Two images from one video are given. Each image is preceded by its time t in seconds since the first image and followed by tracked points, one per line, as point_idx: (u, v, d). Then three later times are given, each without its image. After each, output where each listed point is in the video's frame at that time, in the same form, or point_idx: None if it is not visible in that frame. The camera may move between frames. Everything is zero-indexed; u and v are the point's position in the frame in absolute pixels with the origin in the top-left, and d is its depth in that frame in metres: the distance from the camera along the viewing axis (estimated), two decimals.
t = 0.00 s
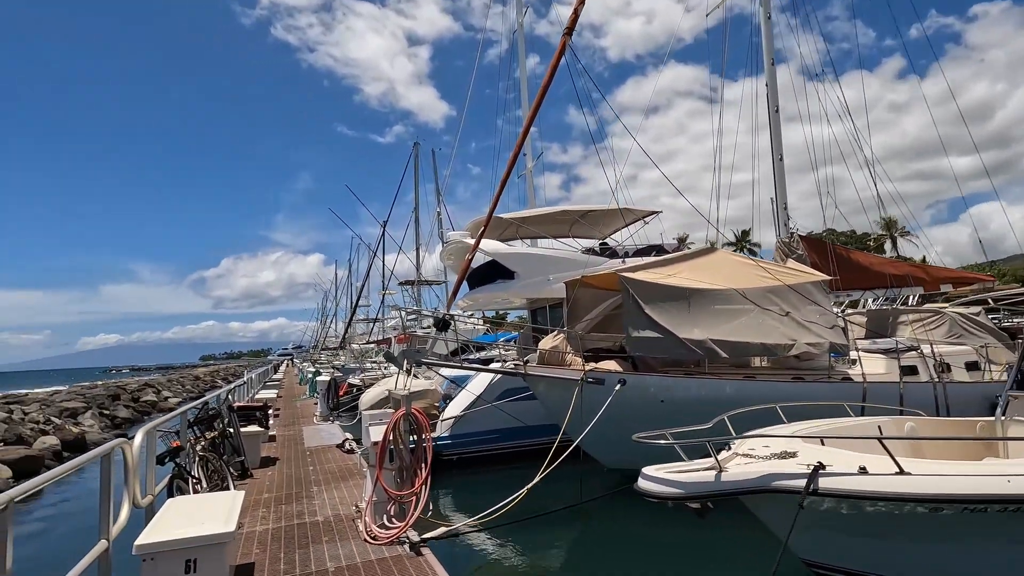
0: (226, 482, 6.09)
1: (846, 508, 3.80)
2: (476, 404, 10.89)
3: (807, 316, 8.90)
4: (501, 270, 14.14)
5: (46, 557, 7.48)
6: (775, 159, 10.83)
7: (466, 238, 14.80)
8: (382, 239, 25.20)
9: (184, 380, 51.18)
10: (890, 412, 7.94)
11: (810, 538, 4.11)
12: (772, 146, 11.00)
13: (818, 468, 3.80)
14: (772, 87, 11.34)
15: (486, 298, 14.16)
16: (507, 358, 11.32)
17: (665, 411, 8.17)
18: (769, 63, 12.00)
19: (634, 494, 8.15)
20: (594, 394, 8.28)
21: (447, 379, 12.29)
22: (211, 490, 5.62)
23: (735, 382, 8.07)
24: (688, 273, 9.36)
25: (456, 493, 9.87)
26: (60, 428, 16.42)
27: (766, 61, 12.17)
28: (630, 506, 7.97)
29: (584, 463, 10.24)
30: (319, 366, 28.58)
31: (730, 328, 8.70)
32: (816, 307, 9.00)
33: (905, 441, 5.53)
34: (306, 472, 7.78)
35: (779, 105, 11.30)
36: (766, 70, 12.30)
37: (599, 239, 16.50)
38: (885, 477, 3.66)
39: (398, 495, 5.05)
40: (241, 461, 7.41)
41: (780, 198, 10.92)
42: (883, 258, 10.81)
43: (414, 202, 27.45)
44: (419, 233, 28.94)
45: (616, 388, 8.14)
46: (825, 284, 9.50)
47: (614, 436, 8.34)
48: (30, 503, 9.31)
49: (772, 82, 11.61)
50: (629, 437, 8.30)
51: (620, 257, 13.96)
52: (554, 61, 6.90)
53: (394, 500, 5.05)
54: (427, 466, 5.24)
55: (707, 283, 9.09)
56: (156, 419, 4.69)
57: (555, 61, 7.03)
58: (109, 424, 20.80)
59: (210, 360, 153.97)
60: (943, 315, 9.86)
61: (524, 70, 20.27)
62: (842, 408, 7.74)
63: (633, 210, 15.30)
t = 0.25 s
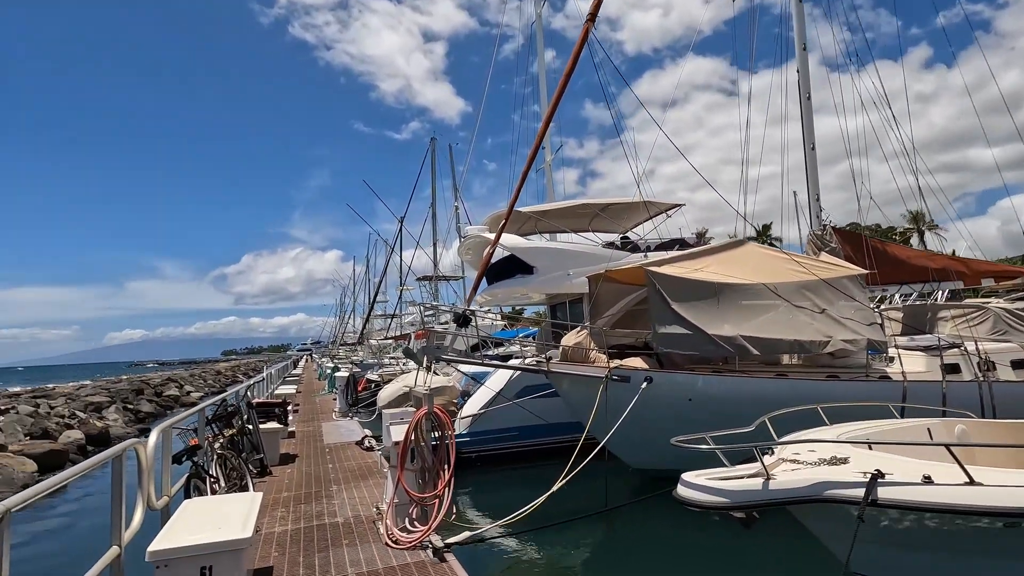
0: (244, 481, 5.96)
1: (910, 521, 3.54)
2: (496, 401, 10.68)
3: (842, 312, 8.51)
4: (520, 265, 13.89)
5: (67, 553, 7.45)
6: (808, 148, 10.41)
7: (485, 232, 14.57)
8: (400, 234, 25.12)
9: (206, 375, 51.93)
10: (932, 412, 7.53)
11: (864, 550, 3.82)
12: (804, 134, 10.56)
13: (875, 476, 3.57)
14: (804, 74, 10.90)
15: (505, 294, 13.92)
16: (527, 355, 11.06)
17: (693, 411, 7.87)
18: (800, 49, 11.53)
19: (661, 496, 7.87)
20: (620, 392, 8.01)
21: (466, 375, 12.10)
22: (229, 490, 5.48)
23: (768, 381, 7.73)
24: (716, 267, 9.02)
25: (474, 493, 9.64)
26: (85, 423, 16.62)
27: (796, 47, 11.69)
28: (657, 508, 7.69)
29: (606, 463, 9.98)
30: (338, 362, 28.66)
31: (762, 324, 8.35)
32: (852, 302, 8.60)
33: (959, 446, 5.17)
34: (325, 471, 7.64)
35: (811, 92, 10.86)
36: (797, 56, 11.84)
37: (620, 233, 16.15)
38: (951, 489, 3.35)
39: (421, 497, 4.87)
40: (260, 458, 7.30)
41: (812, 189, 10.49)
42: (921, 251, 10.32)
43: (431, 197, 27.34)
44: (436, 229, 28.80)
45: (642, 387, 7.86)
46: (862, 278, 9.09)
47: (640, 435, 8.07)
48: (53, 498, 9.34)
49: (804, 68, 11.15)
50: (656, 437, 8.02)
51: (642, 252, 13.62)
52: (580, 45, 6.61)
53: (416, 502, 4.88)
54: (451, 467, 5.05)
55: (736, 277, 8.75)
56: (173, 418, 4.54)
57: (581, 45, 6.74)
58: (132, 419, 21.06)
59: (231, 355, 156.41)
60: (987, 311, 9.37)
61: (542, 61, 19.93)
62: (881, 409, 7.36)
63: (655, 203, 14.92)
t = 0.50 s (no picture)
0: (257, 481, 5.81)
1: (972, 536, 3.30)
2: (511, 400, 10.48)
3: (872, 308, 8.20)
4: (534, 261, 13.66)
5: (80, 552, 7.38)
6: (834, 139, 10.06)
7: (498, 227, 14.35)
8: (412, 231, 24.98)
9: (219, 371, 52.31)
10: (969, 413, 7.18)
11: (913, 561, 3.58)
12: (830, 124, 10.21)
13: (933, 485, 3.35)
14: (830, 62, 10.54)
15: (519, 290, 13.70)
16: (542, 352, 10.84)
17: (717, 411, 7.61)
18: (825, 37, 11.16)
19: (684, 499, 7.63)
20: (640, 391, 7.78)
21: (480, 373, 11.91)
22: (242, 491, 5.33)
23: (794, 380, 7.45)
24: (739, 262, 8.74)
25: (489, 493, 9.44)
26: (100, 419, 16.67)
27: (821, 35, 11.32)
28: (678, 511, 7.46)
29: (624, 463, 9.73)
30: (350, 359, 28.61)
31: (788, 321, 8.06)
32: (882, 298, 8.28)
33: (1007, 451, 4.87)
34: (339, 470, 7.48)
35: (837, 81, 10.50)
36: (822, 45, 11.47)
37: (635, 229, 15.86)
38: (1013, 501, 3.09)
39: (440, 501, 4.68)
40: (273, 457, 7.17)
41: (838, 182, 10.15)
42: (951, 246, 9.95)
43: (443, 194, 27.15)
44: (448, 225, 28.62)
45: (664, 385, 7.63)
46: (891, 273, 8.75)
47: (661, 436, 7.83)
48: (67, 495, 9.29)
49: (829, 56, 10.79)
50: (678, 437, 7.78)
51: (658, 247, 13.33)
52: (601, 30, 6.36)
53: (435, 506, 4.69)
54: (471, 469, 4.86)
55: (761, 273, 8.46)
56: (185, 416, 4.39)
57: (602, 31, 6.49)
58: (147, 415, 21.15)
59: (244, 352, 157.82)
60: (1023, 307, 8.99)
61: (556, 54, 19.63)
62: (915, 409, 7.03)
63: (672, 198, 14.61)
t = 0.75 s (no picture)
0: (270, 480, 5.67)
1: None
2: (526, 396, 10.30)
3: (903, 303, 7.88)
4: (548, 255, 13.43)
5: (94, 547, 7.33)
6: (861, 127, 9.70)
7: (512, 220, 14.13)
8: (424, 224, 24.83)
9: (233, 364, 52.75)
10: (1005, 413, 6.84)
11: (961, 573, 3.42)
12: (857, 111, 9.84)
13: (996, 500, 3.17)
14: (857, 48, 10.16)
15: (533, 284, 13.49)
16: (558, 348, 10.62)
17: (741, 409, 7.37)
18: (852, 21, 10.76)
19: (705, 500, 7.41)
20: (661, 388, 7.56)
21: (494, 368, 11.73)
22: (255, 491, 5.20)
23: (822, 378, 7.18)
24: (763, 255, 8.45)
25: (504, 490, 9.29)
26: (115, 412, 16.75)
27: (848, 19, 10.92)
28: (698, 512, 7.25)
29: (641, 461, 9.51)
30: (362, 353, 28.57)
31: (814, 317, 7.77)
32: (913, 293, 7.96)
33: None
34: (353, 467, 7.34)
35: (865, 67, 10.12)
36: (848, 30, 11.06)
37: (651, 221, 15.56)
38: None
39: (458, 504, 4.51)
40: (287, 454, 7.05)
41: (866, 172, 9.79)
42: (983, 238, 9.58)
43: (455, 187, 26.91)
44: (460, 219, 28.42)
45: (685, 382, 7.40)
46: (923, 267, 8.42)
47: (682, 434, 7.61)
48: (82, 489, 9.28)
49: (856, 41, 10.40)
50: (700, 436, 7.56)
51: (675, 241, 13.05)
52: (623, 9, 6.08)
53: (453, 508, 4.52)
54: (490, 471, 4.67)
55: (786, 266, 8.17)
56: (197, 414, 4.24)
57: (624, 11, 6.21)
58: (162, 408, 21.27)
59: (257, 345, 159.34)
60: None
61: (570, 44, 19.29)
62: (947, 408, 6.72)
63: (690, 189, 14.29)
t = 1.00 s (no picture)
0: (277, 478, 5.53)
1: None
2: (537, 391, 10.12)
3: (931, 298, 7.58)
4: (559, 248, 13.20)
5: (102, 543, 7.25)
6: (885, 115, 9.36)
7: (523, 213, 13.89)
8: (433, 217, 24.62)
9: (244, 358, 53.03)
10: None
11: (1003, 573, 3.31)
12: (882, 98, 9.50)
13: None
14: (882, 33, 9.79)
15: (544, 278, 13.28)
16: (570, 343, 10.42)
17: (761, 407, 7.12)
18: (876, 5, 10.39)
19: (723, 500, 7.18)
20: (678, 385, 7.34)
21: (505, 363, 11.55)
22: (263, 490, 5.06)
23: (845, 375, 6.92)
24: (784, 248, 8.17)
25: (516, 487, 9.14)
26: (126, 406, 16.75)
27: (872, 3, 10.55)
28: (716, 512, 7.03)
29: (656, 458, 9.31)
30: (371, 346, 28.49)
31: (838, 311, 7.50)
32: (942, 287, 7.65)
33: None
34: (363, 464, 7.20)
35: (890, 52, 9.76)
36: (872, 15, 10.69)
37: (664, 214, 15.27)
38: None
39: (470, 506, 4.34)
40: (295, 451, 6.92)
41: (890, 162, 9.46)
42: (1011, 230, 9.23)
43: (464, 180, 26.66)
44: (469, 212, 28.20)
45: (703, 379, 7.16)
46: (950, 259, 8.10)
47: (700, 433, 7.38)
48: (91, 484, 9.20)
49: (880, 26, 10.03)
50: (718, 435, 7.33)
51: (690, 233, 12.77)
52: None
53: (465, 511, 4.35)
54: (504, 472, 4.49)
55: (808, 259, 7.89)
56: (201, 411, 4.09)
57: None
58: (172, 401, 21.28)
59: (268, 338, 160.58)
60: None
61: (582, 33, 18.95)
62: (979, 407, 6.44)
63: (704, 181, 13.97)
